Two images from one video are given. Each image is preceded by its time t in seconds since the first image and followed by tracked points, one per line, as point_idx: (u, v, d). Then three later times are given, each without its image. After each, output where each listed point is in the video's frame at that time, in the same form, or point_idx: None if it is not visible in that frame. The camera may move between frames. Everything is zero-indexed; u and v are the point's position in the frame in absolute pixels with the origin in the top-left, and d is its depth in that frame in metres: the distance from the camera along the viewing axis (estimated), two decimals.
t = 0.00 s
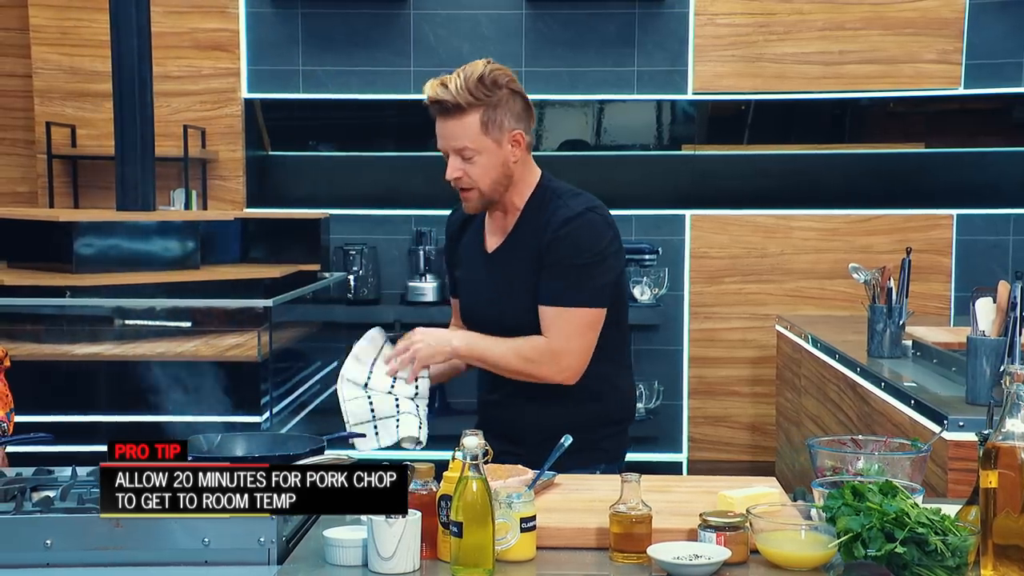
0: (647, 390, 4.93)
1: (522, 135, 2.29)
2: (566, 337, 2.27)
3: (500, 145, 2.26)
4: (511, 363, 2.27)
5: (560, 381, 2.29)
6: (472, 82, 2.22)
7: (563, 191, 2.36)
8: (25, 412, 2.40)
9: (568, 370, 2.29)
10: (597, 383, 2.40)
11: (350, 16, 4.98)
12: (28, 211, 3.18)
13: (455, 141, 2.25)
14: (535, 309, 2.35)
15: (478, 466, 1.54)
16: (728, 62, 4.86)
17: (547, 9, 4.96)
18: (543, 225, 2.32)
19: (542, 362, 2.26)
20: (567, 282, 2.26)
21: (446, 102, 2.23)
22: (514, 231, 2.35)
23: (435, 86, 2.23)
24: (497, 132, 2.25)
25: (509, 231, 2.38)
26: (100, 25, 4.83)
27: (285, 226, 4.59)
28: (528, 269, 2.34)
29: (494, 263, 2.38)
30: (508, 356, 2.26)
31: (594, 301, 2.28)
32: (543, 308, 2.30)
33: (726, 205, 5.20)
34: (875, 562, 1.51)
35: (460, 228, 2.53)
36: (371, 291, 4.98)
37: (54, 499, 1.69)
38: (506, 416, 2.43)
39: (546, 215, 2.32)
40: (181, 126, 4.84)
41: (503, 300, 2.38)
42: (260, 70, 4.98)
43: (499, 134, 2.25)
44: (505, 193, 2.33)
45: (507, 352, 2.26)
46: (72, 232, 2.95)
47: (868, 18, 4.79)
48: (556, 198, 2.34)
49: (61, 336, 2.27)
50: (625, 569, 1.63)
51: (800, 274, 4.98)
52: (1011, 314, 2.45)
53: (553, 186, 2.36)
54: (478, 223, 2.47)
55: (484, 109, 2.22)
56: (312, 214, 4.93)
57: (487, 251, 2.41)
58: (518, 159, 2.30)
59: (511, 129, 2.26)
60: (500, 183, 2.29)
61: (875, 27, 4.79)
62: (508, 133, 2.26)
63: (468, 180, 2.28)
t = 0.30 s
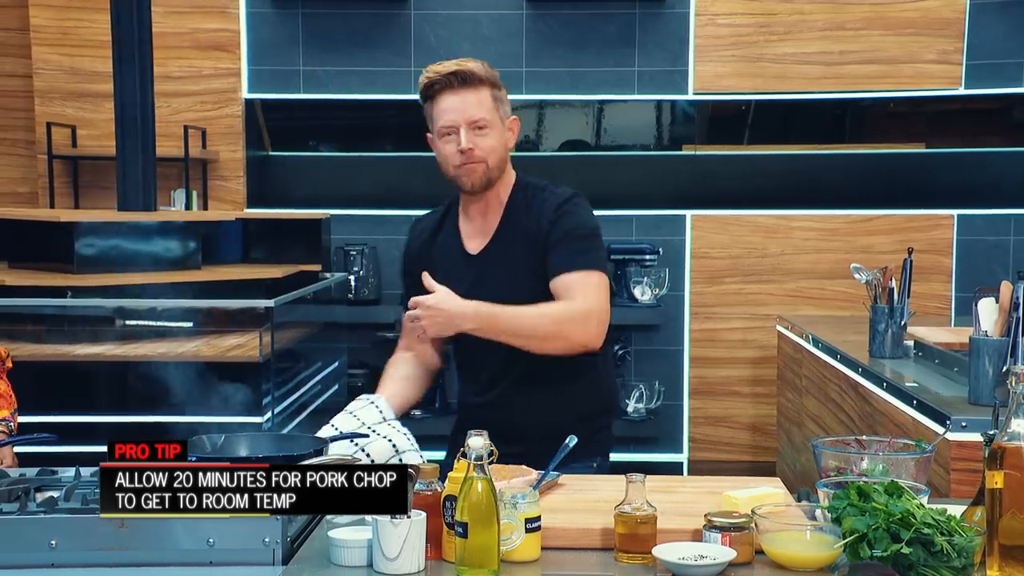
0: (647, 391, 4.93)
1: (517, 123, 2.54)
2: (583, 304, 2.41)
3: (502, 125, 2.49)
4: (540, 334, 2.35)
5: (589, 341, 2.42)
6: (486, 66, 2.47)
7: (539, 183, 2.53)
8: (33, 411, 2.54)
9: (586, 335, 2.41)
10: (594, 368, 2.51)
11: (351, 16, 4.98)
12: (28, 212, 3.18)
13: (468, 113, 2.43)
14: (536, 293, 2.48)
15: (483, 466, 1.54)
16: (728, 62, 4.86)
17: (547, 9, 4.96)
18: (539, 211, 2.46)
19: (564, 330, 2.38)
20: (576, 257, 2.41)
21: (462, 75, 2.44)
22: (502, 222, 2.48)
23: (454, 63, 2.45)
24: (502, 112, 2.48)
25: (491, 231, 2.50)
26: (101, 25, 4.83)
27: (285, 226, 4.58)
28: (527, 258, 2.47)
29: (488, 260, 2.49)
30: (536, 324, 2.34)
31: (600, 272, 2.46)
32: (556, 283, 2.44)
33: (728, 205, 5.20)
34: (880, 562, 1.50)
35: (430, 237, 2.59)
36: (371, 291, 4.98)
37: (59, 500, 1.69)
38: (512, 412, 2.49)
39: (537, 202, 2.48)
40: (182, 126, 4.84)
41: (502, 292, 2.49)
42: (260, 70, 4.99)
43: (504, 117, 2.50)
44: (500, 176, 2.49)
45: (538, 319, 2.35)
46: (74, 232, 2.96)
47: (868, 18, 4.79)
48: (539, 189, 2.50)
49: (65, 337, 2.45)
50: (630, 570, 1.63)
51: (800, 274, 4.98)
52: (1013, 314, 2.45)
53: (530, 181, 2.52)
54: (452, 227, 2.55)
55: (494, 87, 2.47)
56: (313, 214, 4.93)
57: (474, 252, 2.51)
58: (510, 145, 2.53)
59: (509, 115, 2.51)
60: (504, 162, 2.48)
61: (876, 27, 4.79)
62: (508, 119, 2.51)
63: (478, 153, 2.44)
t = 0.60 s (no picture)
0: (647, 391, 4.92)
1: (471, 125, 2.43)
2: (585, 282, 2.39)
3: (456, 127, 2.38)
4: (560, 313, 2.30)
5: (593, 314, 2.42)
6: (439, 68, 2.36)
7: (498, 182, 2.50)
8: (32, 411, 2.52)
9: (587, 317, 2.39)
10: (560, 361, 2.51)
11: (351, 16, 4.98)
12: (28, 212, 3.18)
13: (419, 112, 2.31)
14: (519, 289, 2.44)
15: (487, 467, 1.54)
16: (728, 62, 4.86)
17: (547, 9, 4.96)
18: (509, 201, 2.45)
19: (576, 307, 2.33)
20: (557, 245, 2.43)
21: (417, 75, 2.31)
22: (462, 222, 2.43)
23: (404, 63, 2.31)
24: (455, 114, 2.37)
25: (456, 227, 2.44)
26: (100, 25, 4.83)
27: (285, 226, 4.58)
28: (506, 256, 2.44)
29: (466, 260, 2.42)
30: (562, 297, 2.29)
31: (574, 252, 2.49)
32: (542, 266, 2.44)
33: (728, 205, 5.19)
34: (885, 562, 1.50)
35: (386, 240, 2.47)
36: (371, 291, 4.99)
37: (62, 500, 1.69)
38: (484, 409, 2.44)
39: (504, 195, 2.46)
40: (181, 126, 4.84)
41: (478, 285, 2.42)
42: (260, 71, 4.99)
43: (456, 118, 2.38)
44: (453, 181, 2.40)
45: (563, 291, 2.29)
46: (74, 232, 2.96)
47: (868, 18, 4.79)
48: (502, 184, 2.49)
49: (63, 337, 2.45)
50: (634, 570, 1.63)
51: (800, 274, 4.98)
52: (1015, 314, 2.45)
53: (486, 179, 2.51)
54: (409, 230, 2.45)
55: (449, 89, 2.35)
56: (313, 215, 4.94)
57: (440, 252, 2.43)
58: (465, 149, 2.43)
59: (464, 117, 2.40)
60: (456, 165, 2.38)
61: (875, 27, 4.79)
62: (462, 121, 2.40)
63: (429, 152, 2.33)
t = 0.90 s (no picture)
0: (646, 391, 4.94)
1: (455, 128, 2.37)
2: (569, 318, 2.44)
3: (439, 137, 2.32)
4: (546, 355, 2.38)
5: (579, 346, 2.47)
6: (413, 76, 2.27)
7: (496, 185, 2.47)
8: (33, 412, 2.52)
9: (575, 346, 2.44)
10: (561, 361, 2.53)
11: (351, 16, 4.98)
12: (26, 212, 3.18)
13: (400, 132, 2.27)
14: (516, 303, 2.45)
15: (492, 467, 1.55)
16: (728, 62, 4.85)
17: (547, 9, 4.96)
18: (509, 214, 2.42)
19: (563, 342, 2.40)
20: (553, 269, 2.42)
21: (392, 92, 2.24)
22: (463, 225, 2.40)
23: (378, 79, 2.24)
24: (437, 124, 2.31)
25: (456, 231, 2.41)
26: (99, 25, 4.83)
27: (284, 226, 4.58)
28: (504, 264, 2.41)
29: (465, 268, 2.40)
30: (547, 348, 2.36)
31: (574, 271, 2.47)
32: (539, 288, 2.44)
33: (729, 205, 5.19)
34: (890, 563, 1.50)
35: (385, 243, 2.44)
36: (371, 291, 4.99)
37: (65, 500, 1.69)
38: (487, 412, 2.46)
39: (504, 207, 2.43)
40: (181, 126, 4.84)
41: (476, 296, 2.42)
42: (259, 71, 4.99)
43: (440, 125, 2.31)
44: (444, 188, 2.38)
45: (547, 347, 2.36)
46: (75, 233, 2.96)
47: (867, 18, 4.79)
48: (503, 192, 2.45)
49: (64, 336, 2.41)
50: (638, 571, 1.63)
51: (800, 274, 4.98)
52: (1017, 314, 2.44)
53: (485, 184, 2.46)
54: (407, 236, 2.42)
55: (427, 101, 2.27)
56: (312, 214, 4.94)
57: (442, 255, 2.40)
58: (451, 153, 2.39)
59: (448, 123, 2.34)
60: (442, 175, 2.35)
61: (875, 27, 4.79)
62: (446, 127, 2.34)
63: (413, 170, 2.31)
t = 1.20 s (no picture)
0: (643, 391, 4.95)
1: (491, 144, 2.43)
2: (563, 347, 2.43)
3: (471, 154, 2.40)
4: (515, 392, 2.39)
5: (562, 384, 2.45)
6: (444, 92, 2.36)
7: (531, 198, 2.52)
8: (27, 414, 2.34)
9: (562, 379, 2.44)
10: (595, 377, 2.58)
11: (347, 15, 4.98)
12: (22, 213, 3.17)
13: (428, 147, 2.37)
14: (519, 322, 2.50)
15: (494, 467, 1.55)
16: (723, 63, 4.87)
17: (542, 9, 4.96)
18: (529, 233, 2.46)
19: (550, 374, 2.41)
20: (553, 294, 2.42)
21: (420, 107, 2.34)
22: (496, 240, 2.46)
23: (411, 93, 2.35)
24: (468, 140, 2.38)
25: (489, 247, 2.48)
26: (94, 24, 4.82)
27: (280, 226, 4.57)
28: (518, 280, 2.46)
29: (485, 281, 2.47)
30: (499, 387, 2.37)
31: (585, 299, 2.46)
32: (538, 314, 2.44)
33: (726, 205, 5.17)
34: (891, 563, 1.50)
35: (424, 254, 2.56)
36: (367, 291, 5.00)
37: (64, 501, 1.68)
38: (523, 424, 2.53)
39: (527, 224, 2.47)
40: (176, 126, 4.84)
41: (493, 313, 2.49)
42: (254, 71, 5.00)
43: (471, 141, 2.39)
44: (476, 202, 2.45)
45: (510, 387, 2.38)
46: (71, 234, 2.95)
47: (863, 18, 4.80)
48: (532, 208, 2.49)
49: (58, 337, 2.17)
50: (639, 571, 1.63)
51: (795, 274, 4.99)
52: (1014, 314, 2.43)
53: (520, 198, 2.51)
54: (444, 247, 2.53)
55: (456, 117, 2.36)
56: (308, 214, 4.95)
57: (468, 272, 2.49)
58: (486, 168, 2.45)
59: (481, 139, 2.41)
60: (471, 191, 2.42)
61: (870, 27, 4.80)
62: (479, 143, 2.41)
63: (441, 187, 2.40)
